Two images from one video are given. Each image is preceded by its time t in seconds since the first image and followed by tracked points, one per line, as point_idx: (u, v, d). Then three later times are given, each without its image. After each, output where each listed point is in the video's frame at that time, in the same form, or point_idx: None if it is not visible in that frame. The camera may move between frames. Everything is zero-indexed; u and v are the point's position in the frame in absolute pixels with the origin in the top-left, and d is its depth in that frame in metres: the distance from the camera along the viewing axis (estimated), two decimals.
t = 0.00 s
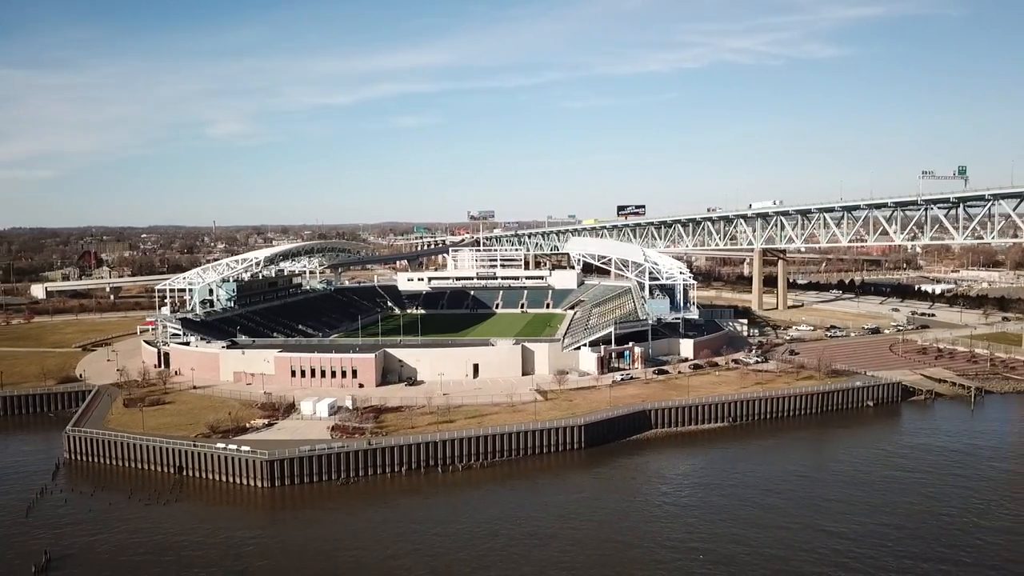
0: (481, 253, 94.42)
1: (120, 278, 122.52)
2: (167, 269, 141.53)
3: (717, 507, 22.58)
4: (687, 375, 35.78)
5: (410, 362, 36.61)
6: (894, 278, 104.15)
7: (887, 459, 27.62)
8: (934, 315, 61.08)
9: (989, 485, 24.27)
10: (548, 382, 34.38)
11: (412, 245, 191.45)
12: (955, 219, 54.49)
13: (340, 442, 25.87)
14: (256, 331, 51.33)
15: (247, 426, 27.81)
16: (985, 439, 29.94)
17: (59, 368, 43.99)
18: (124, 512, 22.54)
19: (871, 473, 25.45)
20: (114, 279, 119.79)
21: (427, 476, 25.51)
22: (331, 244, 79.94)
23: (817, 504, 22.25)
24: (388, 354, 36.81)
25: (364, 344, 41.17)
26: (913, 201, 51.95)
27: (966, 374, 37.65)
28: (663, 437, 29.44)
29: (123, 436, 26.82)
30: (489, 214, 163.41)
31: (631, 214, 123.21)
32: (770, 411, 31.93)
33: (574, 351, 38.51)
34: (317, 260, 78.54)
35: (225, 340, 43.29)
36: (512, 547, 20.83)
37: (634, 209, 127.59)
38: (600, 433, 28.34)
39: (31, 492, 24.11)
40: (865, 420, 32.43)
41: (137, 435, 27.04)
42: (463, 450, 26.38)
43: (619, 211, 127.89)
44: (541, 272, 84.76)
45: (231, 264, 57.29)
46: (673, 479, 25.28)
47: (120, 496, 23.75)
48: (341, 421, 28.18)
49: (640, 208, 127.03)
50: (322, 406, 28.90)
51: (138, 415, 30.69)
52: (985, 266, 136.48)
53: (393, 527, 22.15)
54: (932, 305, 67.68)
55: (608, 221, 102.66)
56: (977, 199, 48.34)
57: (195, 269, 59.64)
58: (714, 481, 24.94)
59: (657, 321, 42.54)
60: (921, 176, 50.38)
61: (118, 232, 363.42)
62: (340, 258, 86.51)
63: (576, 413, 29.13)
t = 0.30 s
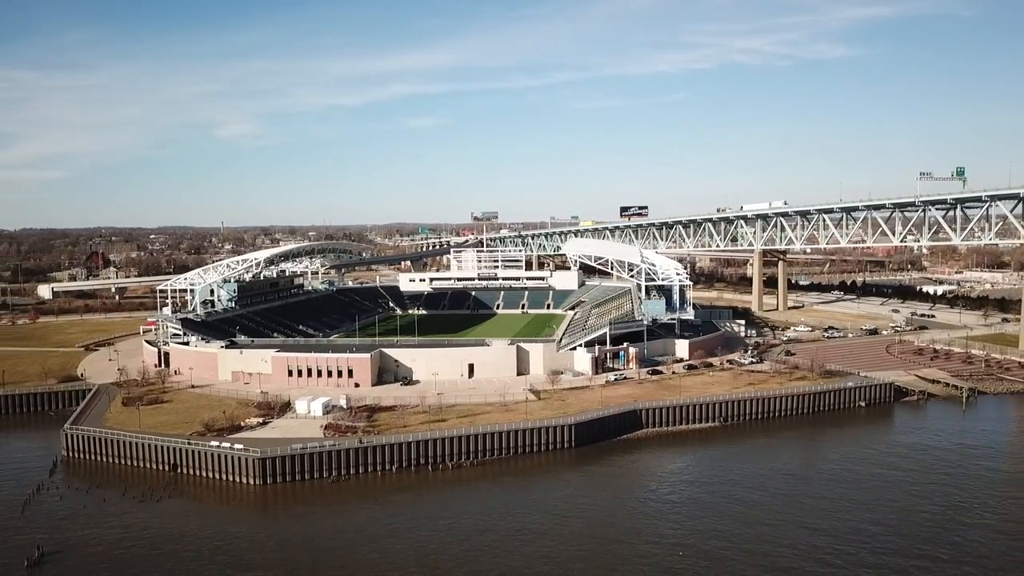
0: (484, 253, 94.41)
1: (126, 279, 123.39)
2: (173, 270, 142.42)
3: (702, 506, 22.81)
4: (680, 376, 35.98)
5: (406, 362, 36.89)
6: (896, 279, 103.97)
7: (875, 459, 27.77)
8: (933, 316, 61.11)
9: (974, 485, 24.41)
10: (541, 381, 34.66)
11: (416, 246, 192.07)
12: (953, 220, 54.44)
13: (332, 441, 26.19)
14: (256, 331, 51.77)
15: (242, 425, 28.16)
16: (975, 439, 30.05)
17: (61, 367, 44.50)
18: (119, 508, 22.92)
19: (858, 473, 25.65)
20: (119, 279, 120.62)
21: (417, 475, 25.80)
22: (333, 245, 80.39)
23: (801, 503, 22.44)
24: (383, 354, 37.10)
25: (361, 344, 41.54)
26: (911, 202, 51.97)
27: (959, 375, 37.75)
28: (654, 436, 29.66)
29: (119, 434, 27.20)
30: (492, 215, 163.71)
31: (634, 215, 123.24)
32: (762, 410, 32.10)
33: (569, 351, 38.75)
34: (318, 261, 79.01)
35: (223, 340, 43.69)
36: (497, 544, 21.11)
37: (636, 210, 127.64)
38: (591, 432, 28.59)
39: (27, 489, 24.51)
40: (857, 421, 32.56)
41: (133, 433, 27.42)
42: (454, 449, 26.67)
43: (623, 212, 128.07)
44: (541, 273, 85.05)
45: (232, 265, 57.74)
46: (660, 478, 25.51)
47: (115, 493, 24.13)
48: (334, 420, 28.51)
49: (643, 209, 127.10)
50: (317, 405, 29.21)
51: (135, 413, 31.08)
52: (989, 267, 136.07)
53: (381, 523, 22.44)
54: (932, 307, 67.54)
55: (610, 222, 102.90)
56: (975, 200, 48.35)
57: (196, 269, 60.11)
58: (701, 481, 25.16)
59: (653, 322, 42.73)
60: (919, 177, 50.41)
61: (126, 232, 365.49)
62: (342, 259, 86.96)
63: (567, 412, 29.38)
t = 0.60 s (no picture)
0: (485, 253, 94.69)
1: (132, 279, 124.25)
2: (179, 270, 143.30)
3: (685, 504, 23.13)
4: (674, 376, 36.17)
5: (402, 361, 37.21)
6: (898, 279, 103.83)
7: (863, 457, 27.96)
8: (932, 316, 61.10)
9: (959, 484, 24.56)
10: (535, 381, 34.92)
11: (421, 246, 192.57)
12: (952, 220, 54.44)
13: (324, 439, 26.53)
14: (256, 331, 52.15)
15: (237, 423, 28.52)
16: (966, 439, 30.20)
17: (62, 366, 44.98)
18: (113, 504, 23.31)
19: (845, 472, 25.82)
20: (126, 279, 121.50)
21: (408, 472, 26.09)
22: (335, 245, 80.85)
23: (785, 503, 22.65)
24: (379, 354, 37.41)
25: (358, 344, 41.90)
26: (909, 202, 52.03)
27: (953, 375, 37.84)
28: (644, 435, 29.89)
29: (115, 432, 27.57)
30: (496, 216, 164.05)
31: (637, 215, 123.38)
32: (753, 410, 32.29)
33: (563, 351, 39.00)
34: (320, 261, 79.47)
35: (222, 339, 44.10)
36: (482, 540, 21.40)
37: (639, 210, 127.77)
38: (581, 431, 28.84)
39: (24, 486, 24.93)
40: (848, 420, 32.71)
41: (129, 431, 27.81)
42: (444, 447, 26.96)
43: (626, 212, 128.20)
44: (543, 273, 85.24)
45: (233, 265, 58.22)
46: (648, 477, 25.75)
47: (110, 489, 24.52)
48: (328, 418, 28.82)
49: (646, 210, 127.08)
50: (311, 404, 29.54)
51: (133, 412, 31.48)
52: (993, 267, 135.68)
53: (371, 520, 22.75)
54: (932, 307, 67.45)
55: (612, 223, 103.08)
56: (972, 200, 48.31)
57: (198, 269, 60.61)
58: (689, 479, 25.38)
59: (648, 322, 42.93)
60: (917, 178, 50.48)
61: (133, 232, 367.58)
62: (344, 259, 87.43)
63: (558, 411, 29.63)
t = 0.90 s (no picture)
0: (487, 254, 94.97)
1: (138, 279, 125.00)
2: (185, 270, 144.07)
3: (671, 504, 23.45)
4: (667, 376, 36.40)
5: (398, 361, 37.53)
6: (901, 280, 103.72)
7: (852, 457, 28.20)
8: (931, 317, 61.14)
9: (945, 484, 24.79)
10: (529, 380, 35.19)
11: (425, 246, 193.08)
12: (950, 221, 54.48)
13: (317, 437, 26.88)
14: (256, 330, 52.61)
15: (232, 421, 28.89)
16: (956, 439, 30.37)
17: (64, 365, 45.47)
18: (108, 501, 23.71)
19: (832, 472, 26.05)
20: (131, 279, 122.24)
21: (399, 470, 26.43)
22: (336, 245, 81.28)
23: (769, 505, 22.93)
24: (376, 353, 37.73)
25: (356, 343, 42.26)
26: (907, 202, 52.10)
27: (947, 375, 37.99)
28: (636, 435, 30.16)
29: (112, 429, 27.99)
30: (500, 215, 164.40)
31: (640, 216, 123.51)
32: (744, 409, 32.50)
33: (559, 351, 39.25)
34: (322, 261, 79.95)
35: (222, 339, 44.52)
36: (469, 538, 21.71)
37: (642, 210, 127.86)
38: (572, 430, 29.13)
39: (22, 482, 25.36)
40: (839, 420, 32.90)
41: (126, 429, 28.21)
42: (436, 445, 27.28)
43: (628, 212, 128.33)
44: (543, 273, 85.47)
45: (235, 265, 58.77)
46: (637, 475, 26.05)
47: (105, 486, 24.93)
48: (322, 417, 29.18)
49: (648, 210, 127.12)
50: (306, 403, 29.89)
51: (131, 410, 31.91)
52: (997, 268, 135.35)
53: (361, 516, 23.12)
54: (932, 308, 67.43)
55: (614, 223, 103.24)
56: (969, 201, 48.37)
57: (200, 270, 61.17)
58: (677, 479, 25.70)
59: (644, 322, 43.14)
60: (914, 178, 50.54)
61: (140, 233, 369.38)
62: (346, 260, 87.86)
63: (549, 411, 29.93)
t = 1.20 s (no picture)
0: (488, 254, 95.28)
1: (143, 279, 125.74)
2: (190, 271, 144.79)
3: (656, 503, 23.70)
4: (660, 375, 36.64)
5: (394, 360, 37.85)
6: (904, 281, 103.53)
7: (841, 456, 28.40)
8: (930, 318, 61.07)
9: (930, 482, 25.00)
10: (523, 380, 35.47)
11: (429, 247, 193.62)
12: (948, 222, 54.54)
13: (310, 435, 27.23)
14: (257, 330, 53.05)
15: (227, 419, 29.28)
16: (946, 439, 30.48)
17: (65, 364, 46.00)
18: (102, 498, 24.12)
19: (820, 471, 26.27)
20: (136, 279, 123.05)
21: (390, 468, 26.73)
22: (338, 246, 81.74)
23: (755, 503, 23.18)
24: (372, 353, 38.06)
25: (354, 343, 42.66)
26: (904, 203, 52.20)
27: (941, 376, 38.05)
28: (627, 434, 30.43)
29: (109, 427, 28.40)
30: (504, 216, 164.68)
31: (643, 216, 123.67)
32: (736, 409, 32.71)
33: (554, 350, 39.53)
34: (324, 261, 80.45)
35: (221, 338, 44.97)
36: (455, 535, 22.02)
37: (645, 211, 127.98)
38: (563, 429, 29.42)
39: (19, 479, 25.81)
40: (831, 419, 33.09)
41: (122, 426, 28.63)
42: (428, 444, 27.59)
43: (631, 213, 128.51)
44: (544, 273, 85.71)
45: (236, 265, 59.36)
46: (625, 474, 26.31)
47: (100, 483, 25.37)
48: (315, 415, 29.52)
49: (651, 211, 127.10)
50: (300, 401, 30.26)
51: (129, 408, 32.34)
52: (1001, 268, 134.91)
53: (351, 513, 23.44)
54: (932, 308, 67.34)
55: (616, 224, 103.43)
56: (966, 202, 48.33)
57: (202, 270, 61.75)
58: (664, 477, 25.95)
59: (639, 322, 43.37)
60: (911, 180, 50.64)
61: (147, 233, 371.03)
62: (349, 260, 88.30)
63: (541, 410, 30.21)
